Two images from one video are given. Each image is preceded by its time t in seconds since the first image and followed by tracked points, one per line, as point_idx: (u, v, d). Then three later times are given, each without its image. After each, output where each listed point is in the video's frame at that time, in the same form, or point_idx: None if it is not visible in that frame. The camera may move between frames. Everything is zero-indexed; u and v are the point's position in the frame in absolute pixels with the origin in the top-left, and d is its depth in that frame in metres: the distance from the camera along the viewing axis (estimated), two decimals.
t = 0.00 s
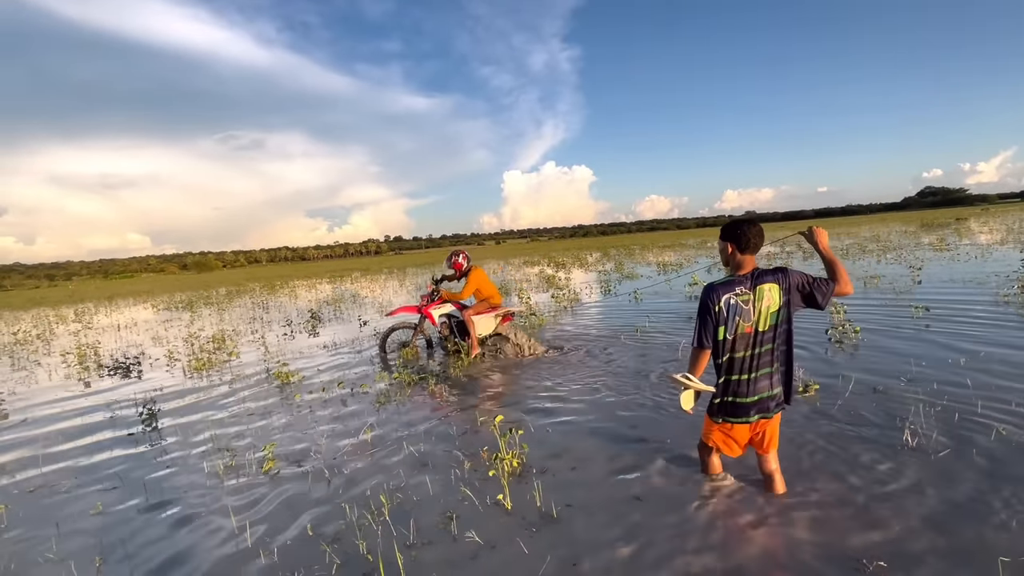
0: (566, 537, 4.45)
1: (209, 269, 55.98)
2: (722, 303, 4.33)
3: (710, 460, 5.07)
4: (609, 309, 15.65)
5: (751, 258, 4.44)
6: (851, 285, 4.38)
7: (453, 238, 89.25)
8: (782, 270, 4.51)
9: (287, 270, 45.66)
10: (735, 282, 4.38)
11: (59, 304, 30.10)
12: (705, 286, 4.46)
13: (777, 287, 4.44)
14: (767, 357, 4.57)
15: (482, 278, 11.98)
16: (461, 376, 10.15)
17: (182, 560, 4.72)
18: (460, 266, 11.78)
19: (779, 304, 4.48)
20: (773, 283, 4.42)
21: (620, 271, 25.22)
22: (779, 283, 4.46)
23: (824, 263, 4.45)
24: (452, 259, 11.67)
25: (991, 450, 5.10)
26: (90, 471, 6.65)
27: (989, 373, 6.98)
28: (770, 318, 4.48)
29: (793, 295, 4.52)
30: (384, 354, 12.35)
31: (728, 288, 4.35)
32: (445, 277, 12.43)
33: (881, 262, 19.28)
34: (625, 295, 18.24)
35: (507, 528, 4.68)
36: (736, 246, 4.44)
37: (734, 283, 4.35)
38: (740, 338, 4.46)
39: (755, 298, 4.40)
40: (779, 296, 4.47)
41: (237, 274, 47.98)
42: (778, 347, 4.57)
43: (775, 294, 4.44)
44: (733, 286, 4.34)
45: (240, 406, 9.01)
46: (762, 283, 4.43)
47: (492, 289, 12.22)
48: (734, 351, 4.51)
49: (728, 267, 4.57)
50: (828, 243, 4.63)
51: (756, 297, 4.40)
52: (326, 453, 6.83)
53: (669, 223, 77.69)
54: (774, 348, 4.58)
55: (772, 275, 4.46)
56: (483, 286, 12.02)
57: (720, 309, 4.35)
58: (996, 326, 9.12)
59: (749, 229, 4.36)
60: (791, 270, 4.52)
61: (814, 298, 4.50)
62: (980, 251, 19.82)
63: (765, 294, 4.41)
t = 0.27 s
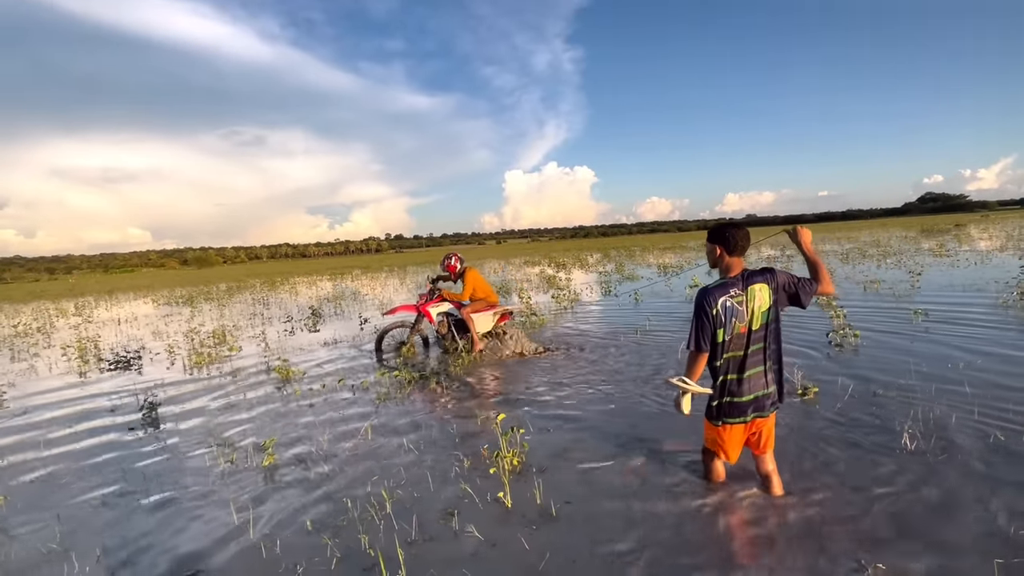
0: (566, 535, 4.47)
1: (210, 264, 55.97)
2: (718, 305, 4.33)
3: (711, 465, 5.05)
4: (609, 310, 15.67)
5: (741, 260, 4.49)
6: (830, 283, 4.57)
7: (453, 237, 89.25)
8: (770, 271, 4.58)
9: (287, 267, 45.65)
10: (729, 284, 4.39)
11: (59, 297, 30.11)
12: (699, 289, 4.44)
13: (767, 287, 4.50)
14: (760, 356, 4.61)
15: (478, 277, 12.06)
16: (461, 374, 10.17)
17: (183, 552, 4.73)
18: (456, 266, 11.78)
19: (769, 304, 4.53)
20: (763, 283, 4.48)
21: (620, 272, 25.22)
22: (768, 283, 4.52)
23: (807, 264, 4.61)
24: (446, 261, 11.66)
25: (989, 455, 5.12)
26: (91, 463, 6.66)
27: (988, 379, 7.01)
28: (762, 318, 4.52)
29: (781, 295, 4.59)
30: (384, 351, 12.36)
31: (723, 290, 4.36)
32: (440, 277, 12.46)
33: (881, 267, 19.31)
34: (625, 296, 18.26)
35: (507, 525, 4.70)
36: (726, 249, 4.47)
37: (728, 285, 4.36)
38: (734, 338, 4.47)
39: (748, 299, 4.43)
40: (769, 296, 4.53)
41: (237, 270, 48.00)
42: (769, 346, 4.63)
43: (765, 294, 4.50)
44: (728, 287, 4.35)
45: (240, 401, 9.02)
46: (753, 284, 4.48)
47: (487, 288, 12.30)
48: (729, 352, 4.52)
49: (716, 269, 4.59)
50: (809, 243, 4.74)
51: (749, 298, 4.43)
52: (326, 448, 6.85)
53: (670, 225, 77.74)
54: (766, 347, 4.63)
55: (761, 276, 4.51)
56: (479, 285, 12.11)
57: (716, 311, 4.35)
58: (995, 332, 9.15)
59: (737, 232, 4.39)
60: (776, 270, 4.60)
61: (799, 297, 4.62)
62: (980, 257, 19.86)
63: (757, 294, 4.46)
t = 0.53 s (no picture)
0: (566, 533, 4.47)
1: (211, 260, 56.01)
2: (720, 306, 4.32)
3: (712, 468, 5.02)
4: (609, 309, 15.66)
5: (740, 261, 4.48)
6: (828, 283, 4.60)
7: (454, 235, 89.27)
8: (769, 271, 4.58)
9: (288, 263, 45.68)
10: (729, 285, 4.38)
11: (60, 291, 30.13)
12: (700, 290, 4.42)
13: (767, 287, 4.50)
14: (761, 357, 4.60)
15: (475, 274, 12.13)
16: (462, 372, 10.18)
17: (184, 546, 4.75)
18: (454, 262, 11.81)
19: (770, 305, 4.53)
20: (763, 284, 4.48)
21: (621, 272, 25.22)
22: (768, 284, 4.52)
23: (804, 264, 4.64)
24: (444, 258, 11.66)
25: (991, 459, 5.11)
26: (92, 457, 6.67)
27: (991, 383, 6.99)
28: (762, 319, 4.52)
29: (781, 296, 4.60)
30: (384, 348, 12.36)
31: (724, 291, 4.34)
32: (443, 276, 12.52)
33: (883, 270, 19.28)
34: (626, 296, 18.26)
35: (508, 523, 4.70)
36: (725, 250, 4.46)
37: (730, 286, 4.35)
38: (736, 339, 4.46)
39: (749, 299, 4.42)
40: (769, 296, 4.53)
41: (239, 266, 48.07)
42: (770, 347, 4.62)
43: (766, 295, 4.49)
44: (729, 288, 4.33)
45: (241, 396, 9.03)
46: (753, 284, 4.47)
47: (488, 287, 12.40)
48: (730, 353, 4.51)
49: (716, 271, 4.57)
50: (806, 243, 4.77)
51: (749, 299, 4.42)
52: (327, 444, 6.86)
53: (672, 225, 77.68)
54: (767, 347, 4.62)
55: (761, 276, 4.51)
56: (476, 282, 12.18)
57: (718, 312, 4.33)
58: (998, 336, 9.12)
59: (736, 233, 4.38)
60: (775, 271, 4.60)
61: (798, 297, 4.63)
62: (982, 261, 19.78)
63: (758, 294, 4.46)
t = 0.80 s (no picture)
0: (567, 532, 4.44)
1: (214, 255, 56.12)
2: (727, 306, 4.27)
3: (715, 467, 4.98)
4: (612, 309, 15.62)
5: (748, 261, 4.44)
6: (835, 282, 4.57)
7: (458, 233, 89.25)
8: (776, 271, 4.55)
9: (291, 259, 45.72)
10: (737, 285, 4.34)
11: (65, 284, 30.24)
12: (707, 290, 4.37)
13: (775, 287, 4.46)
14: (767, 357, 4.56)
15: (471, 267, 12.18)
16: (464, 370, 10.15)
17: (184, 540, 4.74)
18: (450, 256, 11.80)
19: (776, 305, 4.49)
20: (771, 283, 4.44)
21: (624, 271, 25.16)
22: (775, 283, 4.48)
23: (811, 264, 4.60)
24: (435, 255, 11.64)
25: (998, 463, 5.05)
26: (93, 449, 6.68)
27: (998, 387, 6.92)
28: (769, 319, 4.48)
29: (788, 296, 4.56)
30: (386, 344, 12.34)
31: (731, 291, 4.30)
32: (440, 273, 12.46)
33: (888, 272, 19.16)
34: (629, 295, 18.21)
35: (508, 521, 4.67)
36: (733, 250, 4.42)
37: (737, 286, 4.30)
38: (743, 339, 4.42)
39: (755, 299, 4.38)
40: (776, 296, 4.49)
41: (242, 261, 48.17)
42: (776, 347, 4.58)
43: (772, 295, 4.45)
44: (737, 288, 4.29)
45: (243, 391, 9.03)
46: (760, 283, 4.43)
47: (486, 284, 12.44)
48: (737, 353, 4.46)
49: (723, 270, 4.52)
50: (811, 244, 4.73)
51: (756, 298, 4.38)
52: (328, 439, 6.84)
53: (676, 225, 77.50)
54: (773, 347, 4.58)
55: (768, 275, 4.47)
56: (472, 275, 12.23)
57: (726, 311, 4.29)
58: (1005, 340, 9.03)
59: (744, 232, 4.33)
60: (781, 271, 4.57)
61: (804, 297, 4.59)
62: (989, 265, 19.65)
63: (765, 294, 4.41)
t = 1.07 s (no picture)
0: (571, 533, 4.44)
1: (220, 252, 56.40)
2: (737, 307, 4.25)
3: (720, 470, 4.97)
4: (617, 309, 15.59)
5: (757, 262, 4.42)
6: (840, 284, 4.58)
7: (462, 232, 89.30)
8: (785, 273, 4.53)
9: (296, 257, 45.87)
10: (746, 286, 4.32)
11: (73, 280, 30.48)
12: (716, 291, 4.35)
13: (784, 289, 4.45)
14: (775, 358, 4.55)
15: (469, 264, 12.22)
16: (468, 368, 10.16)
17: (188, 536, 4.76)
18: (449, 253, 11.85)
19: (785, 306, 4.48)
20: (780, 285, 4.42)
21: (629, 271, 25.11)
22: (784, 285, 4.46)
23: (816, 265, 4.59)
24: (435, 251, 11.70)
25: (1007, 467, 5.00)
26: (99, 444, 6.72)
27: (1007, 390, 6.85)
28: (778, 320, 4.46)
29: (796, 298, 4.54)
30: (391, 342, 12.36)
31: (740, 292, 4.28)
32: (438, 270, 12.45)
33: (895, 274, 19.04)
34: (634, 295, 18.16)
35: (512, 521, 4.68)
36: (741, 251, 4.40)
37: (746, 287, 4.28)
38: (751, 340, 4.40)
39: (764, 300, 4.36)
40: (785, 298, 4.47)
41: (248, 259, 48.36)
42: (784, 349, 4.57)
43: (781, 296, 4.43)
44: (746, 289, 4.27)
45: (248, 387, 9.06)
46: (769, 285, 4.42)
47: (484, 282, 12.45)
48: (744, 355, 4.45)
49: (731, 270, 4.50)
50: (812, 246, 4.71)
51: (765, 299, 4.36)
52: (332, 437, 6.86)
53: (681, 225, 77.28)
54: (781, 349, 4.57)
55: (777, 276, 4.46)
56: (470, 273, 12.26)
57: (735, 313, 4.27)
58: (1014, 343, 8.95)
59: (754, 233, 4.31)
60: (790, 272, 4.55)
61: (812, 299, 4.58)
62: (998, 267, 19.49)
63: (773, 296, 4.40)
